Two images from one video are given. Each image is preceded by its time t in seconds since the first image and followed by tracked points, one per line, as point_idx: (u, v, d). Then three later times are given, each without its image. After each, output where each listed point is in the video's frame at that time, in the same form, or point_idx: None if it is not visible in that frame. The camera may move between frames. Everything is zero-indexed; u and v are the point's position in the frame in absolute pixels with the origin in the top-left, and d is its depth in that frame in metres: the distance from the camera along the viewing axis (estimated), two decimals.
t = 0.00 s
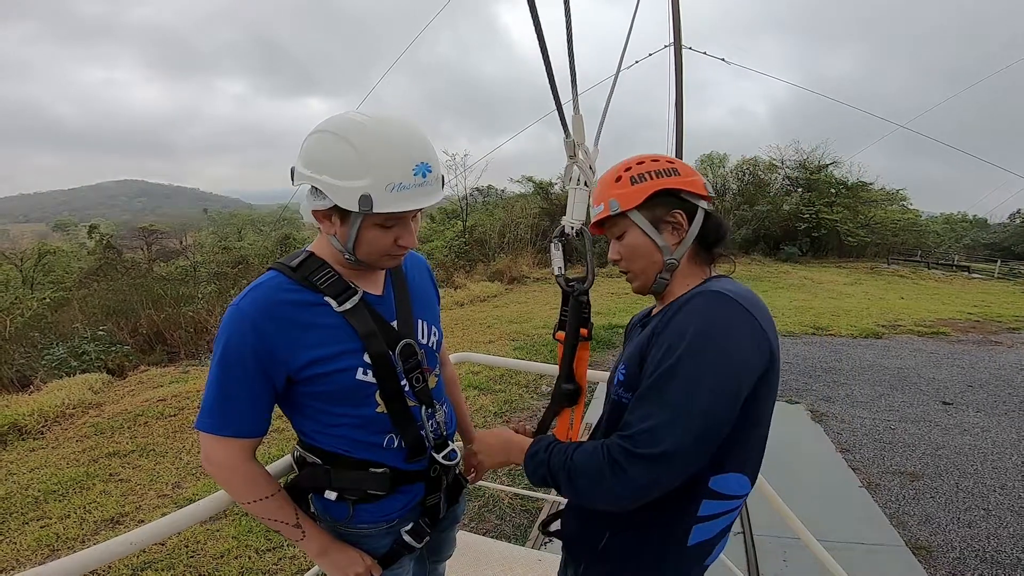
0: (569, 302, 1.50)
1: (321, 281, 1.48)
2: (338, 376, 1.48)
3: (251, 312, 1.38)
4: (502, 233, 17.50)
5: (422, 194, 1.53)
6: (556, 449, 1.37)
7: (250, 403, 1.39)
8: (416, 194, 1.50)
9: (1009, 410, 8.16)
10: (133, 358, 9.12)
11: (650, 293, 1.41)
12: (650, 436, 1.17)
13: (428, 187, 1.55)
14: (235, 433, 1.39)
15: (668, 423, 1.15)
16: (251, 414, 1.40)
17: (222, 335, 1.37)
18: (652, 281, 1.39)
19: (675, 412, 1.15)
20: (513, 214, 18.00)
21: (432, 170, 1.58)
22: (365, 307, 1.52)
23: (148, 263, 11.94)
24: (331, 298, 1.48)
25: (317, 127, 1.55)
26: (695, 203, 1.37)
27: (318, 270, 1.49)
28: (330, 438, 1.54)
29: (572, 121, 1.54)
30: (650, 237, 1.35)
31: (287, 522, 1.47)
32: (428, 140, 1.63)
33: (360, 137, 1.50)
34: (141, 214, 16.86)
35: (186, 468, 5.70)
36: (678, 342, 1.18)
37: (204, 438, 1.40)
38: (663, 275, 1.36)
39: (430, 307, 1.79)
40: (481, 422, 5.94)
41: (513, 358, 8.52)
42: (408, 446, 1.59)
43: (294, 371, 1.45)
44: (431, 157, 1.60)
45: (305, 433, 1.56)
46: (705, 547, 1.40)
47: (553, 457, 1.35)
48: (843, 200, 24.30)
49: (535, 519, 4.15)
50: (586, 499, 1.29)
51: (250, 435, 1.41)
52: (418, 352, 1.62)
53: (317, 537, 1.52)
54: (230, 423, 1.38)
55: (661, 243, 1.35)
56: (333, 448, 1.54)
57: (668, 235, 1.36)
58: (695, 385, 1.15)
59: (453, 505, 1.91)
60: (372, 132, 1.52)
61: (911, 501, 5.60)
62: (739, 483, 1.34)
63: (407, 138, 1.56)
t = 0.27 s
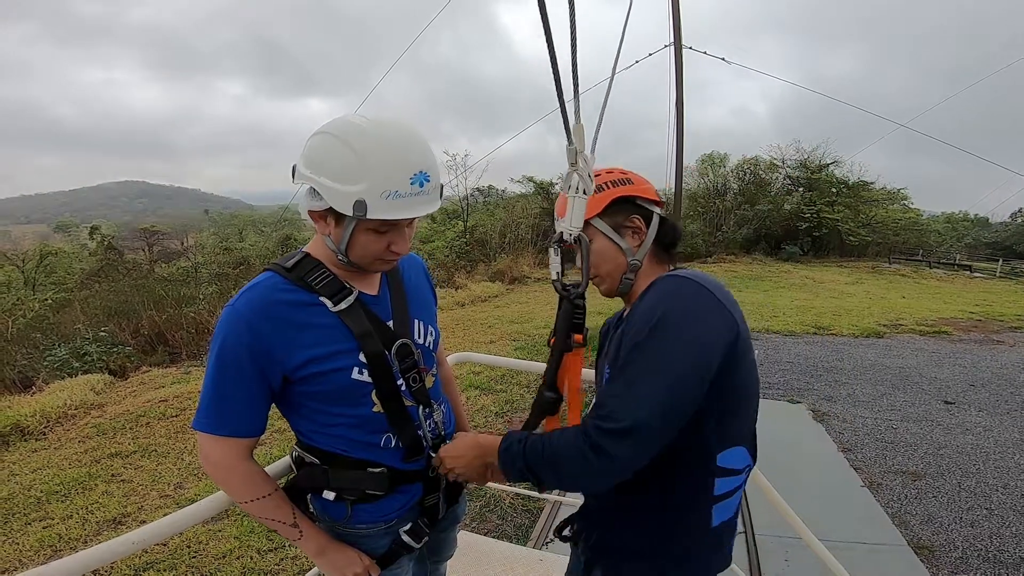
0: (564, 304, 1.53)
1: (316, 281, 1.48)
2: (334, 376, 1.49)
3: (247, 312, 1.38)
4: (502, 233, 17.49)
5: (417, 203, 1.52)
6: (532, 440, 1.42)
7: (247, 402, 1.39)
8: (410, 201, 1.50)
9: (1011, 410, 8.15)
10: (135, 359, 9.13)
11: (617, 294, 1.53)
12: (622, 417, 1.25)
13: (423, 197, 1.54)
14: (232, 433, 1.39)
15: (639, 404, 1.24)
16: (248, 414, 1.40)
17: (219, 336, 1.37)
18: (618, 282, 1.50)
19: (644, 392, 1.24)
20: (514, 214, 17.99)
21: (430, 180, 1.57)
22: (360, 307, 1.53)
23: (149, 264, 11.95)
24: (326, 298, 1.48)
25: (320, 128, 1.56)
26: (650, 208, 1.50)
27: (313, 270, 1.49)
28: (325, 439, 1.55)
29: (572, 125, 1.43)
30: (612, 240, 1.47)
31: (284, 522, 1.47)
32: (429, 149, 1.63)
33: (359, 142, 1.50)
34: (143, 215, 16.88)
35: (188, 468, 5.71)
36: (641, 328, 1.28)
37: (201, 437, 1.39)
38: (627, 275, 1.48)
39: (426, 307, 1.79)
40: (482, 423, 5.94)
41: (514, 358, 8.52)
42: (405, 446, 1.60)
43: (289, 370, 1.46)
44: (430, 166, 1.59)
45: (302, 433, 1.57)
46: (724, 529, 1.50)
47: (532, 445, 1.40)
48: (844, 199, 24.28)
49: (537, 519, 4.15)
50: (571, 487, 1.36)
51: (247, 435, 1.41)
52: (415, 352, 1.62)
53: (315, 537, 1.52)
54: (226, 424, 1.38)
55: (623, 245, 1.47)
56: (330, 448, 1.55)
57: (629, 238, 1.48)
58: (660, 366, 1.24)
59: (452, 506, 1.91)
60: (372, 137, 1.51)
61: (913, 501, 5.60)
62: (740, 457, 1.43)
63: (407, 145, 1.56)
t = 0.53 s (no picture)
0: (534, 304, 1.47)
1: (316, 282, 1.48)
2: (335, 376, 1.49)
3: (248, 313, 1.38)
4: (503, 233, 17.49)
5: (415, 206, 1.52)
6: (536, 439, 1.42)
7: (247, 404, 1.40)
8: (408, 204, 1.50)
9: (1012, 409, 8.13)
10: (136, 359, 9.15)
11: (600, 290, 1.54)
12: (618, 408, 1.26)
13: (420, 199, 1.54)
14: (233, 434, 1.39)
15: (635, 395, 1.25)
16: (251, 415, 1.40)
17: (219, 337, 1.37)
18: (601, 279, 1.51)
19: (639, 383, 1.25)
20: (514, 214, 17.98)
21: (427, 183, 1.57)
22: (361, 308, 1.53)
23: (150, 265, 11.96)
24: (326, 299, 1.48)
25: (320, 129, 1.56)
26: (627, 204, 1.50)
27: (312, 271, 1.49)
28: (326, 438, 1.55)
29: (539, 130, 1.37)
30: (593, 238, 1.47)
31: (286, 523, 1.47)
32: (429, 150, 1.62)
33: (356, 144, 1.50)
34: (144, 216, 16.89)
35: (189, 468, 5.71)
36: (633, 321, 1.28)
37: (201, 439, 1.40)
38: (610, 272, 1.49)
39: (427, 307, 1.79)
40: (483, 423, 5.93)
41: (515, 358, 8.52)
42: (407, 446, 1.60)
43: (289, 370, 1.46)
44: (428, 168, 1.59)
45: (304, 434, 1.57)
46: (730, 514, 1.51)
47: (534, 444, 1.41)
48: (845, 199, 24.26)
49: (537, 519, 4.15)
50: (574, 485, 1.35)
51: (249, 435, 1.41)
52: (415, 352, 1.62)
53: (317, 538, 1.52)
54: (228, 424, 1.38)
55: (604, 242, 1.47)
56: (332, 448, 1.55)
57: (609, 235, 1.49)
58: (653, 355, 1.25)
59: (454, 506, 1.92)
60: (370, 139, 1.51)
61: (914, 501, 5.59)
62: (738, 441, 1.44)
63: (405, 146, 1.55)
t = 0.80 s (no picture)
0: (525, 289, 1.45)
1: (317, 283, 1.48)
2: (336, 377, 1.49)
3: (248, 313, 1.38)
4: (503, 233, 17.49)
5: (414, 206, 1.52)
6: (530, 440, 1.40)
7: (248, 405, 1.39)
8: (407, 204, 1.50)
9: (1013, 409, 8.13)
10: (136, 360, 9.15)
11: (608, 281, 1.54)
12: (619, 401, 1.26)
13: (419, 199, 1.54)
14: (233, 434, 1.39)
15: (637, 387, 1.24)
16: (251, 416, 1.40)
17: (219, 335, 1.38)
18: (610, 271, 1.50)
19: (641, 378, 1.24)
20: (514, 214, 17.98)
21: (426, 182, 1.57)
22: (361, 308, 1.53)
23: (150, 265, 11.96)
24: (327, 299, 1.48)
25: (319, 129, 1.56)
26: (639, 195, 1.51)
27: (313, 272, 1.49)
28: (327, 437, 1.55)
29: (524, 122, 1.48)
30: (605, 229, 1.46)
31: (286, 523, 1.47)
32: (428, 150, 1.62)
33: (355, 144, 1.50)
34: (144, 216, 16.88)
35: (189, 469, 5.71)
36: (640, 317, 1.28)
37: (202, 440, 1.40)
38: (619, 265, 1.49)
39: (426, 307, 1.79)
40: (482, 423, 5.94)
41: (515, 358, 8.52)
42: (407, 447, 1.59)
43: (289, 370, 1.45)
44: (427, 167, 1.59)
45: (304, 434, 1.57)
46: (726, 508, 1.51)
47: (529, 445, 1.40)
48: (845, 199, 24.26)
49: (538, 519, 4.15)
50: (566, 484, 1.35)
51: (249, 437, 1.41)
52: (416, 352, 1.62)
53: (318, 538, 1.52)
54: (229, 425, 1.38)
55: (616, 234, 1.47)
56: (333, 449, 1.55)
57: (622, 227, 1.48)
58: (658, 351, 1.24)
59: (454, 507, 1.91)
60: (369, 139, 1.51)
61: (915, 500, 5.59)
62: (736, 440, 1.44)
63: (403, 146, 1.55)
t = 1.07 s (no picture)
0: (525, 274, 1.47)
1: (315, 282, 1.48)
2: (334, 376, 1.48)
3: (246, 314, 1.38)
4: (503, 233, 17.47)
5: (410, 204, 1.51)
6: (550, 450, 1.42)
7: (246, 405, 1.39)
8: (402, 202, 1.49)
9: (1013, 409, 8.12)
10: (136, 360, 9.15)
11: (636, 267, 1.51)
12: (658, 422, 1.28)
13: (416, 196, 1.53)
14: (232, 436, 1.39)
15: (672, 411, 1.27)
16: (249, 417, 1.40)
17: (217, 337, 1.37)
18: (644, 255, 1.48)
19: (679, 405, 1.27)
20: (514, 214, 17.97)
21: (422, 179, 1.56)
22: (360, 307, 1.53)
23: (150, 265, 11.96)
24: (325, 299, 1.48)
25: (317, 128, 1.56)
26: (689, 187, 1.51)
27: (312, 271, 1.49)
28: (325, 438, 1.54)
29: (530, 115, 1.46)
30: (653, 212, 1.44)
31: (283, 525, 1.47)
32: (424, 148, 1.62)
33: (351, 143, 1.50)
34: (143, 216, 16.87)
35: (189, 469, 5.71)
36: (681, 342, 1.29)
37: (200, 440, 1.39)
38: (655, 252, 1.48)
39: (425, 307, 1.78)
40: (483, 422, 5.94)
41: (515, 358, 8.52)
42: (406, 447, 1.59)
43: (288, 371, 1.45)
44: (424, 164, 1.58)
45: (303, 435, 1.56)
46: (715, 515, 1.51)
47: (550, 454, 1.40)
48: (845, 199, 24.27)
49: (538, 519, 4.15)
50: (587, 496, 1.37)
51: (246, 437, 1.41)
52: (415, 352, 1.62)
53: (316, 540, 1.51)
54: (225, 427, 1.38)
55: (663, 220, 1.45)
56: (332, 450, 1.54)
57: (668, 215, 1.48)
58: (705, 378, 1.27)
59: (453, 507, 1.91)
60: (365, 138, 1.51)
61: (915, 500, 5.59)
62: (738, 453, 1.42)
63: (399, 145, 1.55)
